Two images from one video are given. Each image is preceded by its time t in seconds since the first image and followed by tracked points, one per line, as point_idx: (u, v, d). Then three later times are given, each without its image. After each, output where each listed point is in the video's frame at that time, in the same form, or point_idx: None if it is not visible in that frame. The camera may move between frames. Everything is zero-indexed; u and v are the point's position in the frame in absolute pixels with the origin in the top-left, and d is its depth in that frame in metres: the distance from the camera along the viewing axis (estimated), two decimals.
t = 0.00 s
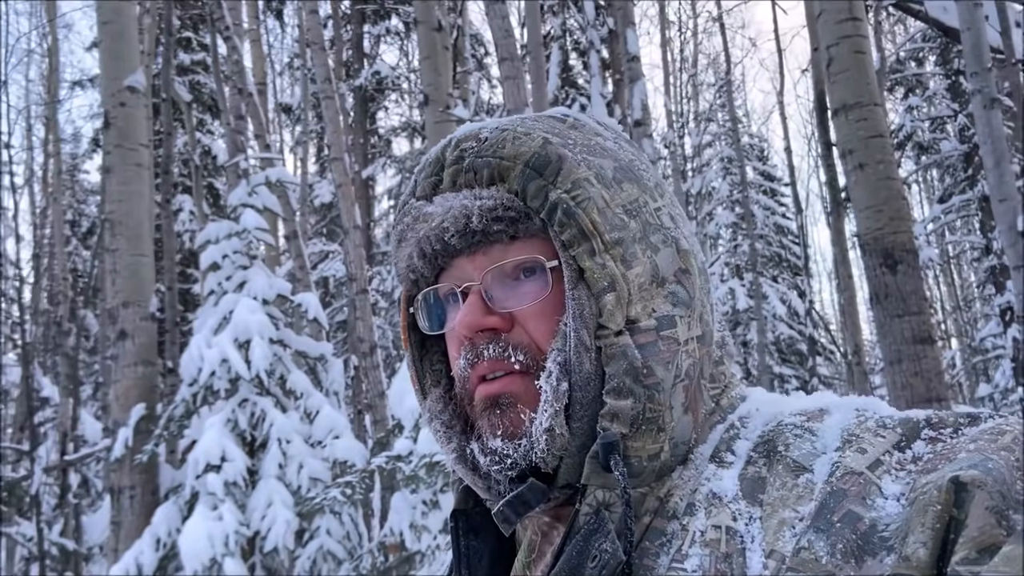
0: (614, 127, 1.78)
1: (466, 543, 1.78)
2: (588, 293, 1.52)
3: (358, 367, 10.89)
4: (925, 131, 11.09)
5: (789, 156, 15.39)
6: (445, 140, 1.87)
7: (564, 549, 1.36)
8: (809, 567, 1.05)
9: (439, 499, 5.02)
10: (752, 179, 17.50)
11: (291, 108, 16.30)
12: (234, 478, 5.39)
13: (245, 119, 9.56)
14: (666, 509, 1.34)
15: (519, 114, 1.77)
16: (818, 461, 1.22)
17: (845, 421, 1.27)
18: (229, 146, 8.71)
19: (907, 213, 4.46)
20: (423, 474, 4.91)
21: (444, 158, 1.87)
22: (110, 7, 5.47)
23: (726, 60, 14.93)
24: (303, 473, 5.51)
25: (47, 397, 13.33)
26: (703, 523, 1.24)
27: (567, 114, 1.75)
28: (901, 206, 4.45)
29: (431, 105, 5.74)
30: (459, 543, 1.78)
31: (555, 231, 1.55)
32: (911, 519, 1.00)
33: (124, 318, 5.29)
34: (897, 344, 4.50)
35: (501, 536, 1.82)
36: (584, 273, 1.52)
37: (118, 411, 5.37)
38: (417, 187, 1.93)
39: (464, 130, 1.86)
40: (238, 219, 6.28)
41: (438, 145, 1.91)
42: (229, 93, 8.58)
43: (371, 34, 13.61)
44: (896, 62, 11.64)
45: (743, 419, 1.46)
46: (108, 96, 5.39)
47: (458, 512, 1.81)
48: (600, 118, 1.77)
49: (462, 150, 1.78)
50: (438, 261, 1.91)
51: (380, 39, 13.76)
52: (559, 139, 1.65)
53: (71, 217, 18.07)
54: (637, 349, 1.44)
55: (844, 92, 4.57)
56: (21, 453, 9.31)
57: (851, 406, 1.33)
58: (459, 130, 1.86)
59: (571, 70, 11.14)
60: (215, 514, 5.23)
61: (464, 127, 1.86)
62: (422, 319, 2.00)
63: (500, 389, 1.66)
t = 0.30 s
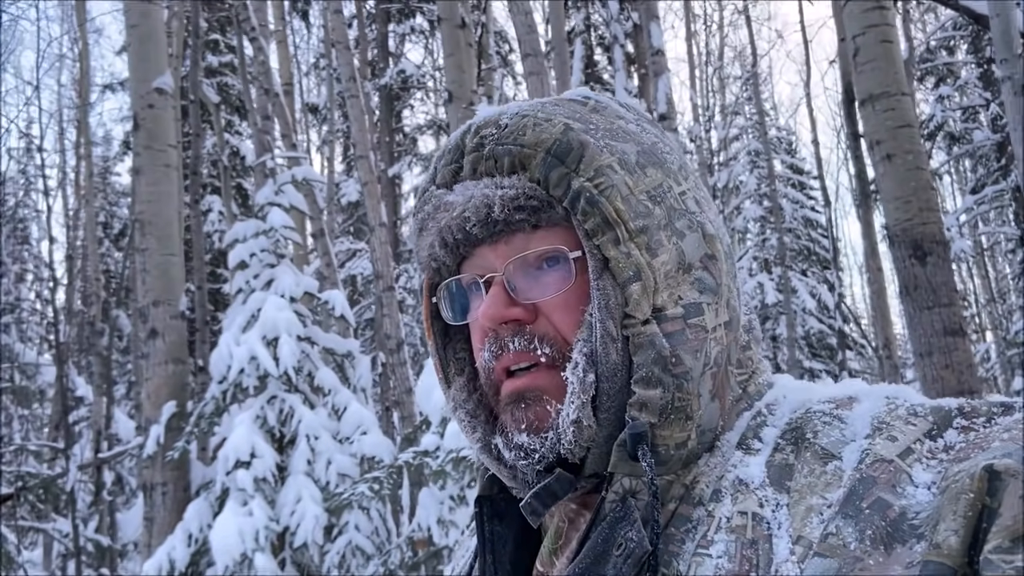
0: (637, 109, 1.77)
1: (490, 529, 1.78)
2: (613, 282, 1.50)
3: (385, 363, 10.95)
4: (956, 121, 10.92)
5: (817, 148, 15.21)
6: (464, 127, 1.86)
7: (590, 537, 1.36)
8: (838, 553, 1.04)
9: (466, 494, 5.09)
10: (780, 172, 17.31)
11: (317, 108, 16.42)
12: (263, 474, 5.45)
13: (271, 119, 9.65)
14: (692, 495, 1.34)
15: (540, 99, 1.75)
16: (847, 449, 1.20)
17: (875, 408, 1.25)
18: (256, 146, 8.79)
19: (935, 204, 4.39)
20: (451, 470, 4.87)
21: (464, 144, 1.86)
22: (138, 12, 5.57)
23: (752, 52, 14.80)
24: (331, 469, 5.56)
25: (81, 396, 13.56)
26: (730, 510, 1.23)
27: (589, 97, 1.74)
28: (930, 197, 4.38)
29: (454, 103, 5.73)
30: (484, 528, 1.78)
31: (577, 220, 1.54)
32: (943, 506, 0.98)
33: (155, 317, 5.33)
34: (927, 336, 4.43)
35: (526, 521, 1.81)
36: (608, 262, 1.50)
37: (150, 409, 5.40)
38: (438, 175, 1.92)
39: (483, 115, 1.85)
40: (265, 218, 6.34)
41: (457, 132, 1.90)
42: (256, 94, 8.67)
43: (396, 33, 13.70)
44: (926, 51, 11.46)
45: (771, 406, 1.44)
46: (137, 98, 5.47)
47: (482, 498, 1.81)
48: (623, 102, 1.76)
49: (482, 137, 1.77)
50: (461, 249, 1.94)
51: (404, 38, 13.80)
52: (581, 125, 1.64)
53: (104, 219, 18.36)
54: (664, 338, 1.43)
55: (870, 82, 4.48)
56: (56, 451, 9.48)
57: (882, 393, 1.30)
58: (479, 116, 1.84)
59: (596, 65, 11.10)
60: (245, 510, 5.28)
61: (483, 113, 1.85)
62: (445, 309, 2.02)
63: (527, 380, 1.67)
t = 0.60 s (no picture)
0: (652, 94, 1.76)
1: (505, 513, 1.78)
2: (628, 268, 1.51)
3: (403, 362, 11.01)
4: (977, 114, 10.80)
5: (835, 143, 15.12)
6: (479, 112, 1.88)
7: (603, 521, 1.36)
8: (850, 536, 1.04)
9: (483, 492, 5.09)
10: (798, 168, 17.18)
11: (335, 108, 16.56)
12: (283, 472, 5.49)
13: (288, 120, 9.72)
14: (705, 479, 1.34)
15: (554, 84, 1.76)
16: (861, 433, 1.20)
17: (891, 394, 1.25)
18: (273, 147, 8.84)
19: (953, 196, 4.36)
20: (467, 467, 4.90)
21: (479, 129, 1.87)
22: (155, 14, 5.62)
23: (768, 48, 14.72)
24: (349, 466, 5.60)
25: (103, 396, 13.70)
26: (743, 494, 1.23)
27: (604, 81, 1.73)
28: (948, 188, 4.34)
29: (469, 103, 5.75)
30: (498, 512, 1.78)
31: (592, 206, 1.55)
32: (957, 491, 0.97)
33: (174, 317, 5.36)
34: (946, 330, 4.40)
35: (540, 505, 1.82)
36: (624, 247, 1.51)
37: (170, 408, 5.44)
38: (452, 160, 1.94)
39: (497, 100, 1.86)
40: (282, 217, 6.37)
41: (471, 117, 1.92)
42: (273, 95, 8.72)
43: (411, 33, 13.74)
44: (945, 45, 11.36)
45: (785, 392, 1.45)
46: (155, 100, 5.52)
47: (496, 482, 1.82)
48: (638, 85, 1.75)
49: (496, 122, 1.78)
50: (475, 234, 1.96)
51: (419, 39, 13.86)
52: (596, 109, 1.64)
53: (124, 221, 18.55)
54: (680, 323, 1.43)
55: (888, 75, 4.44)
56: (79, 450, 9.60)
57: (896, 378, 1.30)
58: (493, 101, 1.86)
59: (611, 62, 11.11)
60: (264, 508, 5.33)
61: (497, 97, 1.86)
62: (460, 295, 2.03)
63: (541, 367, 1.67)
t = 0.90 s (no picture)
0: (659, 90, 1.76)
1: (513, 513, 1.78)
2: (642, 276, 1.50)
3: (411, 361, 11.02)
4: (986, 110, 10.73)
5: (843, 140, 15.06)
6: (482, 118, 1.87)
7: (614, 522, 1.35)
8: (862, 532, 1.03)
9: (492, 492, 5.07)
10: (806, 165, 17.12)
11: (342, 109, 16.60)
12: (292, 472, 5.48)
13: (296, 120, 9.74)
14: (714, 477, 1.32)
15: (557, 86, 1.76)
16: (873, 429, 1.18)
17: (901, 389, 1.23)
18: (280, 148, 8.86)
19: (963, 193, 4.32)
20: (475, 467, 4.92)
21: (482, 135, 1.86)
22: (161, 16, 5.63)
23: (776, 46, 14.68)
24: (358, 466, 5.60)
25: (112, 397, 13.76)
26: (750, 489, 1.22)
27: (606, 80, 1.73)
28: (958, 186, 4.31)
29: (476, 102, 5.75)
30: (507, 513, 1.78)
31: (602, 214, 1.53)
32: (968, 485, 0.96)
33: (182, 318, 5.37)
34: (956, 327, 4.36)
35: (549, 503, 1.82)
36: (636, 255, 1.50)
37: (178, 410, 5.45)
38: (457, 167, 1.93)
39: (500, 104, 1.85)
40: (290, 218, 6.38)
41: (475, 122, 1.91)
42: (281, 96, 8.74)
43: (418, 33, 13.76)
44: (953, 42, 11.30)
45: (794, 387, 1.46)
46: (162, 102, 5.53)
47: (504, 482, 1.82)
48: (642, 81, 1.76)
49: (500, 128, 1.78)
50: (481, 243, 1.94)
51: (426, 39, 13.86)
52: (602, 113, 1.63)
53: (133, 223, 18.65)
54: (698, 329, 1.42)
55: (897, 72, 4.40)
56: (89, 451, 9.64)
57: (907, 374, 1.29)
58: (496, 106, 1.85)
59: (618, 60, 11.10)
60: (273, 508, 5.33)
61: (500, 101, 1.86)
62: (466, 303, 2.02)
63: (555, 379, 1.66)
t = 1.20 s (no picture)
0: (648, 82, 1.74)
1: (513, 508, 1.79)
2: (633, 288, 1.49)
3: (414, 361, 11.03)
4: (987, 108, 10.74)
5: (845, 139, 15.07)
6: (465, 127, 1.82)
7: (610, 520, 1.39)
8: (854, 527, 1.04)
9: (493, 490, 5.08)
10: (808, 164, 17.13)
11: (344, 109, 16.64)
12: (293, 471, 5.49)
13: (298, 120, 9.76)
14: (710, 473, 1.33)
15: (539, 91, 1.71)
16: (865, 425, 1.19)
17: (896, 385, 1.24)
18: (282, 148, 8.86)
19: (964, 191, 4.33)
20: (476, 465, 4.92)
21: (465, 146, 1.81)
22: (162, 17, 5.64)
23: (777, 45, 14.69)
24: (359, 465, 5.61)
25: (116, 397, 13.78)
26: (745, 484, 1.22)
27: (591, 79, 1.71)
28: (959, 183, 4.31)
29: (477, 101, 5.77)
30: (507, 508, 1.79)
31: (589, 229, 1.52)
32: (961, 481, 0.97)
33: (184, 318, 5.38)
34: (957, 325, 4.37)
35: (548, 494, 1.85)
36: (626, 268, 1.49)
37: (180, 409, 5.46)
38: (443, 177, 1.88)
39: (483, 111, 1.80)
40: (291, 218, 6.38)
41: (458, 130, 1.85)
42: (283, 96, 8.76)
43: (420, 34, 13.78)
44: (954, 40, 11.31)
45: (791, 383, 1.47)
46: (164, 102, 5.53)
47: (504, 478, 1.82)
48: (628, 74, 1.74)
49: (484, 140, 1.73)
50: (471, 256, 1.90)
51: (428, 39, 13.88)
52: (586, 122, 1.60)
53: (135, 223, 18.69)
54: (694, 337, 1.41)
55: (897, 70, 4.40)
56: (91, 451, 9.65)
57: (902, 368, 1.30)
58: (479, 114, 1.80)
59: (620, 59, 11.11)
60: (274, 507, 5.34)
61: (482, 108, 1.81)
62: (463, 314, 2.01)
63: (547, 394, 1.66)
